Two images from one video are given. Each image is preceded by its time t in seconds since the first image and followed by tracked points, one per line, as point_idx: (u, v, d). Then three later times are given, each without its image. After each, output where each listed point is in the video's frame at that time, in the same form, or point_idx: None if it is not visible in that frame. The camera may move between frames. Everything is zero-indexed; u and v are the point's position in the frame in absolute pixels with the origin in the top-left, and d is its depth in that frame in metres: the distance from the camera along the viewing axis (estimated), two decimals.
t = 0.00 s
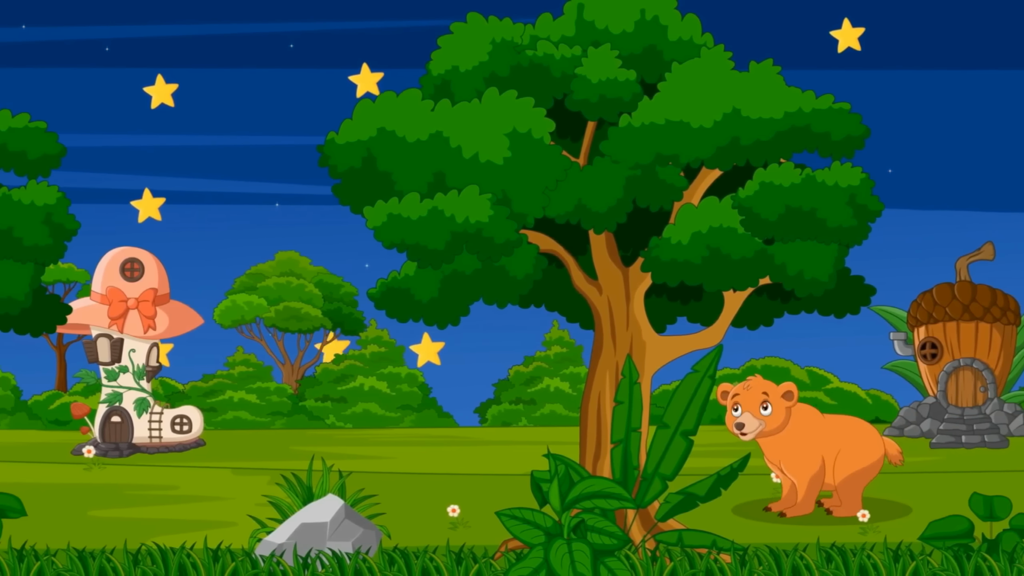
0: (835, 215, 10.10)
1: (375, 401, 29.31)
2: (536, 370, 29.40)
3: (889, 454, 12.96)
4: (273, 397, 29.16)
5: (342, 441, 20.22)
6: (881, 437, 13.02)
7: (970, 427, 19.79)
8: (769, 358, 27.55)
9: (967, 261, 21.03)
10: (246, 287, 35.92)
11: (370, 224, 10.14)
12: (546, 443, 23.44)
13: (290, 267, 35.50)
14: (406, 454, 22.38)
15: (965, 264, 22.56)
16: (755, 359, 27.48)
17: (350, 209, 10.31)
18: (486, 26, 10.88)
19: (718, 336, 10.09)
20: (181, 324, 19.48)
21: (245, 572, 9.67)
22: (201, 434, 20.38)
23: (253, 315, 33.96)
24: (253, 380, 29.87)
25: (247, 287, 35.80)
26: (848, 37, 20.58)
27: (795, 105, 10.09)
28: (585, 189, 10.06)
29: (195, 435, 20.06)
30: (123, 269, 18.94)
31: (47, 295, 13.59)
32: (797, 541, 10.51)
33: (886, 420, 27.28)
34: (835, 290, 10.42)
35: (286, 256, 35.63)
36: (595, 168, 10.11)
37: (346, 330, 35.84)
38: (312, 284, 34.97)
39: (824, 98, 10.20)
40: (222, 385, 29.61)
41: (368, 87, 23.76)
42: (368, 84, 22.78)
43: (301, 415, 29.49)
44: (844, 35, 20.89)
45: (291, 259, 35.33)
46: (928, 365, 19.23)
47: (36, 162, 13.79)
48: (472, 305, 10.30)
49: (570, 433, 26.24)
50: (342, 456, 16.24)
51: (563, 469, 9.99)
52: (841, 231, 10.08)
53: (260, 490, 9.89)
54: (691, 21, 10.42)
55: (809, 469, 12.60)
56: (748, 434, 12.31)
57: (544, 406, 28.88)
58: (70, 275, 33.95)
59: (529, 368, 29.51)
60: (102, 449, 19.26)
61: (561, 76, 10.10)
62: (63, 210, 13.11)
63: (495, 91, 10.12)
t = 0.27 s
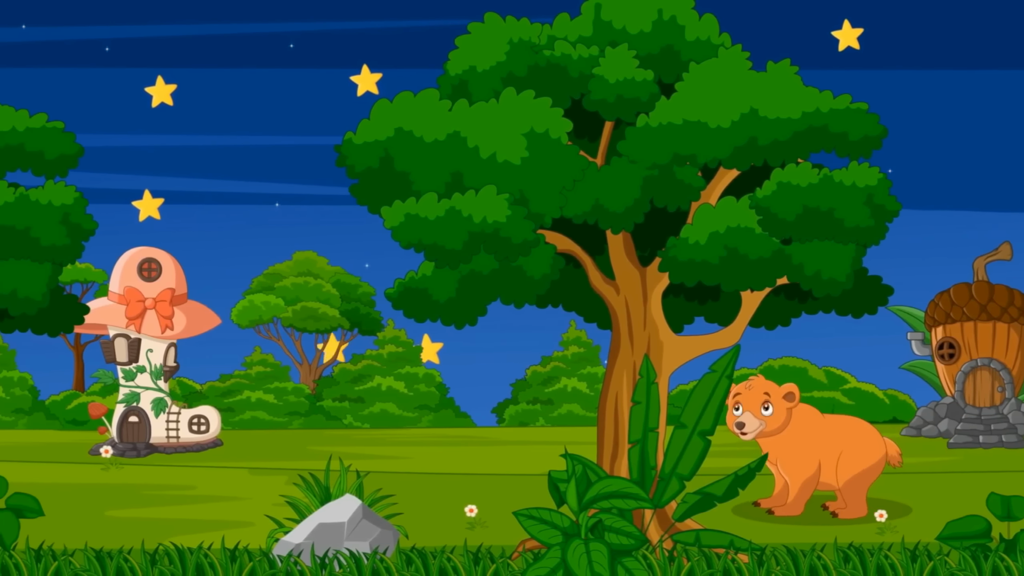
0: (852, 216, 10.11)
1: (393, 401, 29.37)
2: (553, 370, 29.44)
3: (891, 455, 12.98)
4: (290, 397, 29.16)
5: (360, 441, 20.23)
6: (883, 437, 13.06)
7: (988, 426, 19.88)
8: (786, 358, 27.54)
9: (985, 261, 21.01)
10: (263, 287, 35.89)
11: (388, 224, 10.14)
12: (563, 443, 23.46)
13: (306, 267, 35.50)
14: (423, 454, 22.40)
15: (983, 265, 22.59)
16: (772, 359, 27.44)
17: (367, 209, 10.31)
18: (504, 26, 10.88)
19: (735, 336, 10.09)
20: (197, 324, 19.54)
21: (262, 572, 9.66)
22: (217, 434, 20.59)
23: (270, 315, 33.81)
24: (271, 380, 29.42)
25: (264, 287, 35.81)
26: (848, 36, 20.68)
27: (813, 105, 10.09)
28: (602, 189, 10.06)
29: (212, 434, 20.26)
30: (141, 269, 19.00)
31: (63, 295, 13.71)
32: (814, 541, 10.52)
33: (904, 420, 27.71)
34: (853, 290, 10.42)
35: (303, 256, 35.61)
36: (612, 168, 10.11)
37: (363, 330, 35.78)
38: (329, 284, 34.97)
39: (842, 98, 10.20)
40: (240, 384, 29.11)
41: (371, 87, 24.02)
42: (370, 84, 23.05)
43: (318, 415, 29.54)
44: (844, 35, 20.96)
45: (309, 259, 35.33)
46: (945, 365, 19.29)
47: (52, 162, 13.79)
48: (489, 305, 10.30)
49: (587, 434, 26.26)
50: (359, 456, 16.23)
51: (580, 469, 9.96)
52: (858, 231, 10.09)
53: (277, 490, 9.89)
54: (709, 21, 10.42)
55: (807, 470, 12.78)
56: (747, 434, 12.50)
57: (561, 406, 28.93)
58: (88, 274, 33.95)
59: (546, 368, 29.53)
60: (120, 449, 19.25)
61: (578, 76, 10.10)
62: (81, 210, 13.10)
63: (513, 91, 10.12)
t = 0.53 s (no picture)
0: (867, 216, 10.10)
1: (408, 401, 29.41)
2: (568, 370, 29.48)
3: (889, 455, 13.07)
4: (305, 397, 29.06)
5: (375, 441, 20.25)
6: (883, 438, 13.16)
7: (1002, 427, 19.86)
8: (801, 358, 27.44)
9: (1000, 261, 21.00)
10: (279, 287, 35.92)
11: (403, 224, 10.14)
12: (578, 443, 23.49)
13: (322, 267, 35.55)
14: (439, 454, 22.45)
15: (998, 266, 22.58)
16: (788, 359, 27.36)
17: (382, 209, 10.31)
18: (518, 26, 10.89)
19: (751, 336, 10.09)
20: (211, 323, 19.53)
21: (277, 572, 9.67)
22: (233, 434, 20.46)
23: (285, 315, 33.82)
24: (285, 379, 29.20)
25: (280, 287, 35.81)
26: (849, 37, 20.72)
27: (828, 105, 10.09)
28: (617, 189, 10.06)
29: (227, 435, 20.31)
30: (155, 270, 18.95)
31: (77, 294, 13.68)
32: (829, 541, 10.52)
33: (918, 421, 28.09)
34: (868, 290, 10.42)
35: (318, 256, 35.66)
36: (627, 168, 10.11)
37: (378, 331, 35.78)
38: (344, 284, 34.97)
39: (857, 98, 10.20)
40: (255, 385, 28.92)
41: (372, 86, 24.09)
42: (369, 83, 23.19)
43: (333, 415, 29.57)
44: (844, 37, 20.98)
45: (324, 259, 35.34)
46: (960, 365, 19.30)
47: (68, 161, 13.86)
48: (504, 305, 10.30)
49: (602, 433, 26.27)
50: (375, 456, 16.22)
51: (595, 470, 9.96)
52: (873, 231, 10.09)
53: (292, 490, 9.89)
54: (724, 21, 10.41)
55: (807, 468, 12.87)
56: (747, 433, 12.64)
57: (577, 406, 29.02)
58: (103, 274, 33.95)
59: (561, 368, 29.56)
60: (134, 449, 19.45)
61: (593, 76, 10.10)
62: (97, 209, 13.04)
63: (528, 91, 10.12)
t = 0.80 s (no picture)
0: (884, 216, 10.10)
1: (425, 401, 29.36)
2: (586, 370, 29.47)
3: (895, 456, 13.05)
4: (322, 397, 29.15)
5: (392, 441, 20.23)
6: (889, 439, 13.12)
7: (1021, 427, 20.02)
8: (818, 359, 27.35)
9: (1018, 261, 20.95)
10: (296, 287, 35.92)
11: (420, 224, 10.14)
12: (596, 443, 23.50)
13: (339, 267, 35.52)
14: (457, 454, 22.45)
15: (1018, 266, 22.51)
16: (806, 359, 27.15)
17: (400, 209, 10.32)
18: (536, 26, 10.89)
19: (768, 336, 10.09)
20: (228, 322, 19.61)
21: (295, 572, 9.67)
22: (250, 434, 20.59)
23: (302, 315, 33.87)
24: (303, 380, 29.63)
25: (297, 287, 35.81)
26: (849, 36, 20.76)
27: (846, 105, 10.08)
28: (635, 189, 10.06)
29: (245, 435, 20.18)
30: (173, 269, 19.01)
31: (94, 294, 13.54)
32: (846, 541, 10.52)
33: (937, 421, 28.08)
34: (885, 290, 10.41)
35: (336, 256, 35.53)
36: (645, 168, 10.11)
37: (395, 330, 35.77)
38: (362, 284, 34.96)
39: (875, 98, 10.19)
40: (272, 384, 29.33)
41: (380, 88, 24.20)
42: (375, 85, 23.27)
43: (350, 415, 29.56)
44: (844, 37, 20.93)
45: (342, 259, 35.29)
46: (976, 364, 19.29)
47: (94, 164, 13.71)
48: (522, 305, 10.30)
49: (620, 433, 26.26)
50: (392, 456, 16.18)
51: (613, 468, 9.85)
52: (891, 231, 10.08)
53: (311, 490, 9.91)
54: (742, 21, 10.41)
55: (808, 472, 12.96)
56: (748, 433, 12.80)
57: (594, 406, 29.03)
58: (121, 274, 33.94)
59: (579, 368, 29.58)
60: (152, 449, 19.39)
61: (610, 76, 10.10)
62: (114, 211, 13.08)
63: (545, 91, 10.12)
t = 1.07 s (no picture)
0: (899, 216, 10.10)
1: (440, 401, 29.33)
2: (601, 370, 29.47)
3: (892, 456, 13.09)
4: (337, 397, 29.08)
5: (407, 441, 20.24)
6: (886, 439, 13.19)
7: None
8: (834, 358, 27.36)
9: None
10: (311, 287, 35.94)
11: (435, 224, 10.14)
12: (612, 443, 23.54)
13: (354, 267, 35.52)
14: (473, 455, 22.49)
15: None
16: (821, 359, 27.03)
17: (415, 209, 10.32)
18: (551, 26, 10.90)
19: (783, 336, 10.09)
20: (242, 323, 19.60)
21: (310, 572, 9.66)
22: (265, 434, 20.55)
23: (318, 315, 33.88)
24: (318, 381, 29.60)
25: (312, 288, 35.83)
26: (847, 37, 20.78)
27: (861, 105, 10.08)
28: (650, 189, 10.06)
29: (259, 435, 20.24)
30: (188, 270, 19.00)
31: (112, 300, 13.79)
32: (861, 541, 10.52)
33: (952, 421, 28.18)
34: (900, 290, 10.40)
35: (350, 257, 35.61)
36: (660, 168, 10.11)
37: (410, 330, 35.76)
38: (377, 284, 34.98)
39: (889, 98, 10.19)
40: (287, 385, 29.40)
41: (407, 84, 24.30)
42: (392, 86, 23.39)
43: (366, 415, 29.57)
44: (843, 37, 20.85)
45: (357, 259, 35.31)
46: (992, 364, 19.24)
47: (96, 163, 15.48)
48: (537, 305, 10.30)
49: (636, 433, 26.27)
50: (407, 456, 16.17)
51: (628, 469, 9.71)
52: (905, 231, 10.08)
53: (326, 490, 9.91)
54: (756, 21, 10.41)
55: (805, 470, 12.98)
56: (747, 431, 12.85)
57: (609, 406, 29.07)
58: (136, 274, 33.95)
59: (594, 368, 29.57)
60: (167, 448, 19.39)
61: (625, 76, 10.11)
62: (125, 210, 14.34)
63: (560, 91, 10.12)
